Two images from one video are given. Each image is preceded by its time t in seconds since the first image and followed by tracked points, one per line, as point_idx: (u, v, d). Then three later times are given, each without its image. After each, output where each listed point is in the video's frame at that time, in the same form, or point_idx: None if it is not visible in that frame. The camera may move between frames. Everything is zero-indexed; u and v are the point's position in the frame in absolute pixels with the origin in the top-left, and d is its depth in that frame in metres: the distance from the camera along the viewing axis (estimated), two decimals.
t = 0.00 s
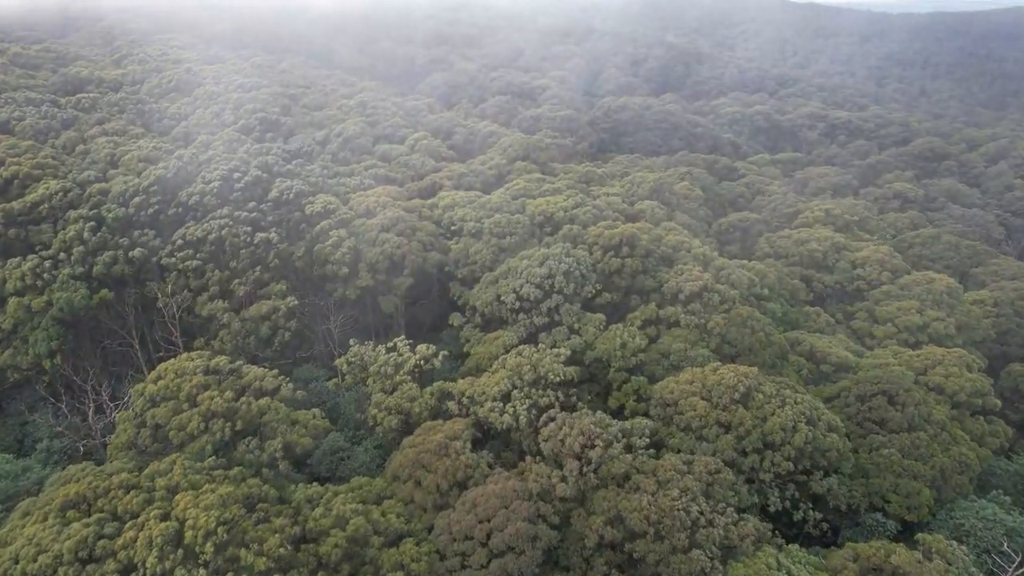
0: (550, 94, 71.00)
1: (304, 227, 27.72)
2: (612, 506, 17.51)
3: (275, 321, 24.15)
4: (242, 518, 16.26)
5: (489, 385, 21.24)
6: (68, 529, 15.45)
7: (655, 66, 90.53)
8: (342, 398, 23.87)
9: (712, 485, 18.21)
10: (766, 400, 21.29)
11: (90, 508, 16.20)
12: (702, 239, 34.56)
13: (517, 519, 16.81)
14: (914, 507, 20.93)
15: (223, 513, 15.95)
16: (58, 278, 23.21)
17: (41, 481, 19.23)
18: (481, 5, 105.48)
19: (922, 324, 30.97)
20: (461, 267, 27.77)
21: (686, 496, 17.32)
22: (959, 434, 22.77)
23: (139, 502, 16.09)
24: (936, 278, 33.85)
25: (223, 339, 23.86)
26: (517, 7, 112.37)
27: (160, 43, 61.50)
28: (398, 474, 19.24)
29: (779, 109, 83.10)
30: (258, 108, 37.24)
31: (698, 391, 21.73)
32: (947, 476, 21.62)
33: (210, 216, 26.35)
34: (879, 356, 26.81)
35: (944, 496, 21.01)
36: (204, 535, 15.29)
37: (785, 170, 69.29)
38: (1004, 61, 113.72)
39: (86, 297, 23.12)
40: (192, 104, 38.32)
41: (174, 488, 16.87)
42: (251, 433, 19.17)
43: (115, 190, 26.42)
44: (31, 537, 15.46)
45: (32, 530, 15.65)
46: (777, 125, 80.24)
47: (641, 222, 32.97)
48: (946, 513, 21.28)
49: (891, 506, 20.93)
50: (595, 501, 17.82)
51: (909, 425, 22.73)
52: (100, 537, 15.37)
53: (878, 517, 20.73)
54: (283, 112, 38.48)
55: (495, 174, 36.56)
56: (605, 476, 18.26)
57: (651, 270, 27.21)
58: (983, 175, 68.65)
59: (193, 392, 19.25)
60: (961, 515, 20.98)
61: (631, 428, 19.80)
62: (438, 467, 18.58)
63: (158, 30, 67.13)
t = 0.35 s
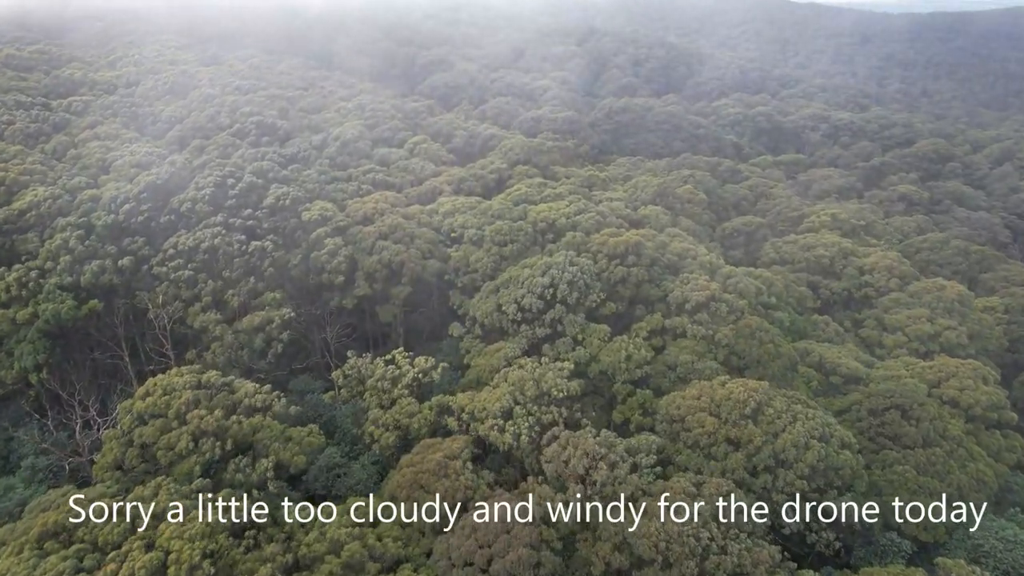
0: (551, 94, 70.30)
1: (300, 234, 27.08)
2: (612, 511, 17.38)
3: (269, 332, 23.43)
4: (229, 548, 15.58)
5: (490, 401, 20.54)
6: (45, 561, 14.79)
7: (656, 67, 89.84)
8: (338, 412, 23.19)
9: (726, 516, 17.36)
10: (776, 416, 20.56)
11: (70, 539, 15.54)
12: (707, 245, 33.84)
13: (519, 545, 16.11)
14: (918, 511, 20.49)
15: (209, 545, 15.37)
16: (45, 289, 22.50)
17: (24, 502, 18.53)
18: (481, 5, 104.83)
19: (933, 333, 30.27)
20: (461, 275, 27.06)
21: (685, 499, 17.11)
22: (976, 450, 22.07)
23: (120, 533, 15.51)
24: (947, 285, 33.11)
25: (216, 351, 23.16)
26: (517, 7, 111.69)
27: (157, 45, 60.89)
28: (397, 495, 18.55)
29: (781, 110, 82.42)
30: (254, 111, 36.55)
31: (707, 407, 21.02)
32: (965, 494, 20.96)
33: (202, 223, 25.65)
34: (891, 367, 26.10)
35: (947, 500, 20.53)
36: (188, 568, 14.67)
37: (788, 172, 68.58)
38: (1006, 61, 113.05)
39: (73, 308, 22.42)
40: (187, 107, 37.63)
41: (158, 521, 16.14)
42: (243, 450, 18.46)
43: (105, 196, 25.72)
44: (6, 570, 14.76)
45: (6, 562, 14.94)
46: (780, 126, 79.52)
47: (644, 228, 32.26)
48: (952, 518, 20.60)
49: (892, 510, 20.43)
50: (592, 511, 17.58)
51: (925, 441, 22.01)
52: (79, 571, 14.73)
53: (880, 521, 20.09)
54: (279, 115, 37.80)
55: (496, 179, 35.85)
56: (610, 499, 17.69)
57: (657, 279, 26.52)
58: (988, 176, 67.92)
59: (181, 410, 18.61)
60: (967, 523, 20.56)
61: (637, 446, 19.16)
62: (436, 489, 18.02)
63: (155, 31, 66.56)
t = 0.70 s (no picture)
0: (552, 95, 69.70)
1: (296, 241, 26.49)
2: (612, 510, 17.01)
3: (263, 344, 22.76)
4: None
5: (490, 417, 19.86)
6: None
7: (658, 67, 89.25)
8: (335, 425, 22.54)
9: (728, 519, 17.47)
10: (787, 431, 19.85)
11: (50, 567, 14.92)
12: (712, 251, 33.17)
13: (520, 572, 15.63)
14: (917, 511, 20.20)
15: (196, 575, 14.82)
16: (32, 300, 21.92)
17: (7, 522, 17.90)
18: (482, 5, 104.26)
19: (944, 341, 29.60)
20: (461, 284, 26.39)
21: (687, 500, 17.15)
22: (992, 466, 21.42)
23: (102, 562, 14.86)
24: (957, 291, 32.42)
25: (208, 363, 22.51)
26: (518, 7, 110.98)
27: (155, 46, 60.27)
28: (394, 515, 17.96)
29: (784, 112, 81.76)
30: (251, 114, 35.92)
31: (714, 422, 20.34)
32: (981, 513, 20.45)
33: (195, 231, 25.02)
34: (902, 378, 25.40)
35: (947, 499, 20.10)
36: None
37: (791, 174, 67.94)
38: (1009, 61, 112.43)
39: (61, 318, 21.79)
40: (181, 110, 36.95)
41: (140, 549, 15.49)
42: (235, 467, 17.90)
43: (95, 203, 25.08)
44: None
45: None
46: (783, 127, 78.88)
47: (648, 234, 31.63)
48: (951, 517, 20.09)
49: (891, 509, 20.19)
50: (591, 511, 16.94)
51: (940, 457, 21.34)
52: None
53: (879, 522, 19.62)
54: (276, 118, 37.15)
55: (497, 183, 35.19)
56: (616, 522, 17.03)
57: (662, 288, 25.89)
58: (992, 178, 67.26)
59: (171, 427, 18.04)
60: (967, 523, 20.17)
61: (644, 463, 18.51)
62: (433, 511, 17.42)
63: (154, 31, 66.07)
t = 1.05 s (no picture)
0: (553, 96, 68.90)
1: (291, 251, 25.76)
2: (612, 510, 16.64)
3: (257, 357, 21.97)
4: None
5: (491, 436, 19.14)
6: None
7: (659, 68, 88.52)
8: (330, 442, 21.81)
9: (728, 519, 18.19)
10: (799, 450, 19.15)
11: None
12: (718, 258, 32.41)
13: None
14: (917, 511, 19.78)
15: None
16: (18, 310, 21.33)
17: None
18: (482, 6, 103.58)
19: (956, 352, 28.83)
20: (462, 293, 25.62)
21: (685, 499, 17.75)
22: (1010, 484, 20.74)
23: None
24: (969, 299, 31.65)
25: (200, 378, 21.78)
26: (518, 8, 110.27)
27: (151, 47, 59.54)
28: (390, 541, 17.27)
29: (787, 113, 81.00)
30: (246, 118, 35.18)
31: (722, 439, 19.65)
32: (1000, 534, 19.75)
33: (187, 239, 24.28)
34: (915, 392, 24.67)
35: (947, 499, 19.81)
36: None
37: (794, 176, 67.19)
38: (1012, 61, 111.71)
39: (47, 330, 21.14)
40: (175, 114, 36.22)
41: None
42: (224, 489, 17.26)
43: (84, 211, 24.33)
44: None
45: None
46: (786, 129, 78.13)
47: (652, 241, 30.88)
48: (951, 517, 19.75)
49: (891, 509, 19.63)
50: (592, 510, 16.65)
51: (957, 476, 20.69)
52: None
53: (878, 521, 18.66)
54: (273, 122, 36.42)
55: (497, 188, 34.45)
56: (622, 549, 16.32)
57: (667, 299, 25.18)
58: (997, 181, 66.53)
59: (158, 448, 17.37)
60: (966, 523, 19.65)
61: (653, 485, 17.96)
62: (430, 537, 16.75)
63: (150, 31, 65.32)
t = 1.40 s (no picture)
0: (554, 97, 68.21)
1: (287, 260, 25.15)
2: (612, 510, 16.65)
3: (249, 370, 21.29)
4: None
5: (492, 455, 18.45)
6: None
7: (661, 69, 87.87)
8: (326, 458, 21.13)
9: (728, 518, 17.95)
10: (811, 470, 18.49)
11: None
12: (723, 265, 31.74)
13: None
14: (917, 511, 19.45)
15: None
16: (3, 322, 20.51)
17: None
18: (482, 6, 103.04)
19: (969, 361, 28.12)
20: (461, 302, 24.92)
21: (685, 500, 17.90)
22: None
23: None
24: (980, 307, 30.94)
25: (190, 392, 21.09)
26: (519, 9, 109.71)
27: (149, 48, 58.93)
28: (385, 565, 16.57)
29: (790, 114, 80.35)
30: (242, 121, 34.52)
31: (731, 457, 19.01)
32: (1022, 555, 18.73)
33: (180, 249, 23.62)
34: (928, 405, 24.00)
35: (945, 498, 19.60)
36: None
37: (798, 178, 66.51)
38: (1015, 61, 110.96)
39: (33, 343, 20.38)
40: (170, 118, 35.55)
41: None
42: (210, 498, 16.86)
43: (72, 218, 23.63)
44: None
45: None
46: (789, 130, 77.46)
47: (655, 249, 30.25)
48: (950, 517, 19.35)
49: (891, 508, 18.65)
50: (591, 509, 16.61)
51: (973, 495, 19.96)
52: None
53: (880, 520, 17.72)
54: (269, 126, 35.76)
55: (497, 193, 33.79)
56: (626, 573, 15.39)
57: (673, 309, 24.56)
58: (1003, 182, 65.76)
59: (143, 471, 16.74)
60: (966, 523, 19.18)
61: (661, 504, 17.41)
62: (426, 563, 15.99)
63: (148, 33, 64.74)
